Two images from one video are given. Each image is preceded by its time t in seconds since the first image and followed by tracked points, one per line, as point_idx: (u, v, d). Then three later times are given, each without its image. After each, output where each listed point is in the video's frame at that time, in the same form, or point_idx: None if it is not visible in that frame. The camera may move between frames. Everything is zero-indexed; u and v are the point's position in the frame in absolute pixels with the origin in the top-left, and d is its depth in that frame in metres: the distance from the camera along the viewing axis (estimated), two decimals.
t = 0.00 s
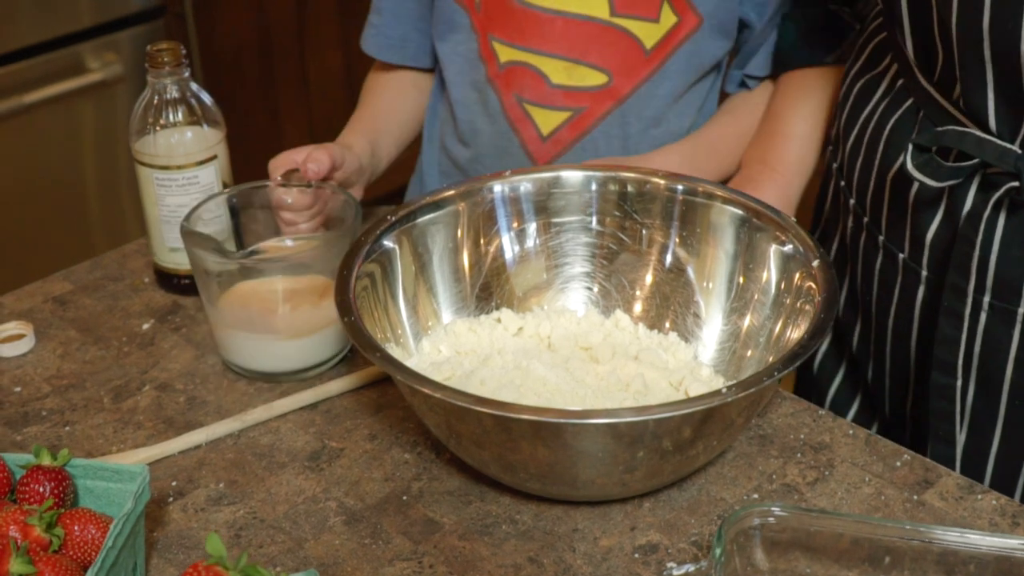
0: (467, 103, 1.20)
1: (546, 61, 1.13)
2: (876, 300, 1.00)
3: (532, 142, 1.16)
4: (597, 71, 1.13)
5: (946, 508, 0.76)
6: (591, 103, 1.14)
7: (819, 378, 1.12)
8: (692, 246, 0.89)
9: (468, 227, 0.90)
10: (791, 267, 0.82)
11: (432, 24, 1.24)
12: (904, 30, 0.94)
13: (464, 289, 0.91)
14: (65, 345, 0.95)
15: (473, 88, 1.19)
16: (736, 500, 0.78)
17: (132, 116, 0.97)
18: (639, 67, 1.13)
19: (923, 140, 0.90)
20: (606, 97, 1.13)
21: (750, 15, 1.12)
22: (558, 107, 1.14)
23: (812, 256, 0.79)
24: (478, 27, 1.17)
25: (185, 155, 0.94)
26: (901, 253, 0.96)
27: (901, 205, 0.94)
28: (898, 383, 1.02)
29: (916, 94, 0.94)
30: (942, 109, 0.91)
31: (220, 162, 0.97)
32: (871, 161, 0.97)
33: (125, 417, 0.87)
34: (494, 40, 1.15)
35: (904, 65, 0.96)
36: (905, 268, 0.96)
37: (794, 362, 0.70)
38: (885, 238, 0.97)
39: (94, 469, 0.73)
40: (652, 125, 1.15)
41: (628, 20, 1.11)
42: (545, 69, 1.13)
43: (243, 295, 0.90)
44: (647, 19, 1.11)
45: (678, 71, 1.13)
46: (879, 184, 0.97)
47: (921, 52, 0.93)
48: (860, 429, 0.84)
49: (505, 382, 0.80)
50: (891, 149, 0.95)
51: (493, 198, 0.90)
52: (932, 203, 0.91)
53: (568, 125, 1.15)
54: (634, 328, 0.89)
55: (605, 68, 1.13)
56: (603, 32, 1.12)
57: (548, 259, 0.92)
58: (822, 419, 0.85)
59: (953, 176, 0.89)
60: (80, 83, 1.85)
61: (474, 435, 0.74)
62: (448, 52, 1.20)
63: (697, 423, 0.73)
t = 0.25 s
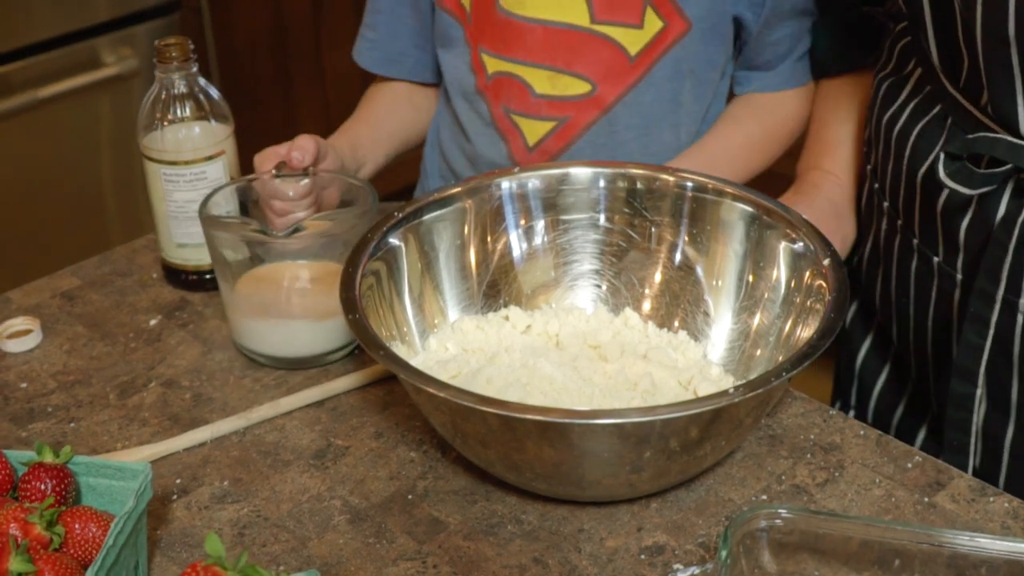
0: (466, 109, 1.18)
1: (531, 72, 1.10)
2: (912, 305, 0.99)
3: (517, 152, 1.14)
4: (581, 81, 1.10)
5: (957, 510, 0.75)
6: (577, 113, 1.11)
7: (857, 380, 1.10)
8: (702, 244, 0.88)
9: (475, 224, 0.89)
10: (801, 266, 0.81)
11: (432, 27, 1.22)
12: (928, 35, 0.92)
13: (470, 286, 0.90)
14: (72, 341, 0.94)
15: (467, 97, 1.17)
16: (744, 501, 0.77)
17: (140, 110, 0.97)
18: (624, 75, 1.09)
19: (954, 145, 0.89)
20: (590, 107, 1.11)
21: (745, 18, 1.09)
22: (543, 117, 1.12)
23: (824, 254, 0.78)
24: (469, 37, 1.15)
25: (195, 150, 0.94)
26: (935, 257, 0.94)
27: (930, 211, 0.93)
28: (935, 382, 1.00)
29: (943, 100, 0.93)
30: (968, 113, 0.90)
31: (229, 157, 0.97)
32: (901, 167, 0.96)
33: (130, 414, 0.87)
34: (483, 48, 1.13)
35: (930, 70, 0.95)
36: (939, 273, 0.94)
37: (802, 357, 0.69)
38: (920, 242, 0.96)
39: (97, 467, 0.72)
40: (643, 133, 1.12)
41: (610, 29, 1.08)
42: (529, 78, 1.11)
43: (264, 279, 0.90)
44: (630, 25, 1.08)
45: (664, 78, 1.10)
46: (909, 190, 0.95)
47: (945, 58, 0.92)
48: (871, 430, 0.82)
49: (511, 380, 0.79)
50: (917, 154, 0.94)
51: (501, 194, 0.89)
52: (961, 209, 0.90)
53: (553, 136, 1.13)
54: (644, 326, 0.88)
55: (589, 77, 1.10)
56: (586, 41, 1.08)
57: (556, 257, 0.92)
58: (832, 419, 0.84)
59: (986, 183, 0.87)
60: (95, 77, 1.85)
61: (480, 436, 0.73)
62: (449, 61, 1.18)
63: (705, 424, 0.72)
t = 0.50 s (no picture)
0: (488, 109, 1.16)
1: (550, 75, 1.08)
2: (946, 298, 0.99)
3: (529, 153, 1.12)
4: (599, 88, 1.07)
5: (967, 511, 0.74)
6: (591, 119, 1.08)
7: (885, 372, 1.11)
8: (709, 239, 0.87)
9: (479, 218, 0.88)
10: (810, 262, 0.80)
11: (460, 16, 1.20)
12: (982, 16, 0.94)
13: (474, 282, 0.89)
14: (75, 334, 0.94)
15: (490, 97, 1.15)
16: (750, 501, 0.76)
17: (144, 103, 0.96)
18: (643, 85, 1.06)
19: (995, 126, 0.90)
20: (607, 115, 1.08)
21: (775, 37, 1.04)
22: (558, 121, 1.09)
23: (833, 251, 0.77)
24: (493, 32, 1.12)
25: (200, 142, 0.93)
26: (970, 246, 0.95)
27: (972, 195, 0.94)
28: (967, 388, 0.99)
29: (997, 84, 0.93)
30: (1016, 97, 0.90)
31: (234, 150, 0.96)
32: (951, 152, 0.96)
33: (132, 409, 0.86)
34: (505, 48, 1.11)
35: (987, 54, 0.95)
36: (974, 264, 0.94)
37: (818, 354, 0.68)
38: (958, 230, 0.96)
39: (96, 463, 0.72)
40: (662, 143, 1.09)
41: (633, 38, 1.05)
42: (547, 80, 1.08)
43: (320, 233, 0.93)
44: (655, 36, 1.04)
45: (688, 91, 1.06)
46: (954, 174, 0.96)
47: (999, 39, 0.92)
48: (881, 429, 0.81)
49: (515, 377, 0.78)
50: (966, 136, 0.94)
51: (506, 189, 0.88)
52: (1000, 193, 0.90)
53: (567, 139, 1.10)
54: (651, 322, 0.87)
55: (607, 85, 1.07)
56: (607, 48, 1.06)
57: (561, 252, 0.91)
58: (841, 418, 0.83)
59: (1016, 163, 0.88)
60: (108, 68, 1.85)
61: (483, 433, 0.72)
62: (474, 53, 1.16)
63: (710, 423, 0.71)
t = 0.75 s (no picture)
0: (497, 108, 1.14)
1: (566, 75, 1.08)
2: None
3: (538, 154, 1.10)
4: (613, 93, 1.07)
5: (976, 513, 0.73)
6: (603, 125, 1.08)
7: (933, 387, 1.12)
8: (715, 234, 0.86)
9: (481, 211, 0.87)
10: (817, 257, 0.78)
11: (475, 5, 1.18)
12: None
13: (475, 276, 0.87)
14: (75, 327, 0.93)
15: (500, 98, 1.14)
16: (755, 501, 0.75)
17: (145, 93, 0.95)
18: (659, 96, 1.07)
19: None
20: (618, 122, 1.08)
21: (803, 47, 1.06)
22: (570, 124, 1.09)
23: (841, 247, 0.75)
24: (511, 24, 1.12)
25: (202, 133, 0.92)
26: None
27: None
28: None
29: None
30: None
31: (235, 140, 0.95)
32: None
33: (131, 403, 0.85)
34: (523, 41, 1.10)
35: None
36: None
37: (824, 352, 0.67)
38: None
39: (90, 459, 0.71)
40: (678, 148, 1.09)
41: (654, 47, 1.05)
42: (562, 81, 1.08)
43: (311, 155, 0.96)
44: (676, 48, 1.05)
45: (706, 106, 1.06)
46: None
47: None
48: (889, 428, 0.80)
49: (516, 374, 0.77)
50: None
51: (508, 181, 0.87)
52: None
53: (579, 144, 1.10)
54: (656, 318, 0.86)
55: (624, 92, 1.07)
56: (626, 53, 1.06)
57: (565, 246, 0.89)
58: (850, 416, 0.81)
59: None
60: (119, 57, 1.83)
61: (482, 431, 0.71)
62: (487, 46, 1.14)
63: (714, 421, 0.70)
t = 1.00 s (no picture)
0: (497, 107, 1.11)
1: (576, 70, 1.04)
2: None
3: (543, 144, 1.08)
4: (626, 95, 1.04)
5: (987, 516, 0.71)
6: (611, 126, 1.05)
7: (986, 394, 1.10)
8: (722, 229, 0.84)
9: (482, 204, 0.85)
10: (827, 253, 0.76)
11: None
12: None
13: (476, 272, 0.86)
14: (73, 319, 0.92)
15: (501, 96, 1.10)
16: (760, 502, 0.73)
17: (144, 83, 0.93)
18: (672, 104, 1.03)
19: None
20: (628, 124, 1.04)
21: (817, 65, 1.02)
22: (579, 121, 1.06)
23: (850, 243, 0.74)
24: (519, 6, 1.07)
25: (202, 123, 0.90)
26: None
27: None
28: None
29: None
30: None
31: (236, 131, 0.93)
32: None
33: (128, 397, 0.84)
34: (535, 29, 1.06)
35: None
36: None
37: (833, 352, 0.66)
38: None
39: (81, 455, 0.69)
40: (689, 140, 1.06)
41: (671, 54, 1.02)
42: (574, 77, 1.05)
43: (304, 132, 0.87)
44: (695, 58, 1.01)
45: (718, 118, 1.03)
46: None
47: None
48: (899, 428, 0.78)
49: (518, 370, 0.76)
50: None
51: (511, 174, 0.85)
52: None
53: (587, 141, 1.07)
54: (663, 314, 0.84)
55: (636, 96, 1.04)
56: (642, 58, 1.03)
57: (569, 240, 0.88)
58: (858, 416, 0.80)
59: None
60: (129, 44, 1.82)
61: (482, 429, 0.70)
62: (495, 25, 1.08)
63: (718, 421, 0.68)
